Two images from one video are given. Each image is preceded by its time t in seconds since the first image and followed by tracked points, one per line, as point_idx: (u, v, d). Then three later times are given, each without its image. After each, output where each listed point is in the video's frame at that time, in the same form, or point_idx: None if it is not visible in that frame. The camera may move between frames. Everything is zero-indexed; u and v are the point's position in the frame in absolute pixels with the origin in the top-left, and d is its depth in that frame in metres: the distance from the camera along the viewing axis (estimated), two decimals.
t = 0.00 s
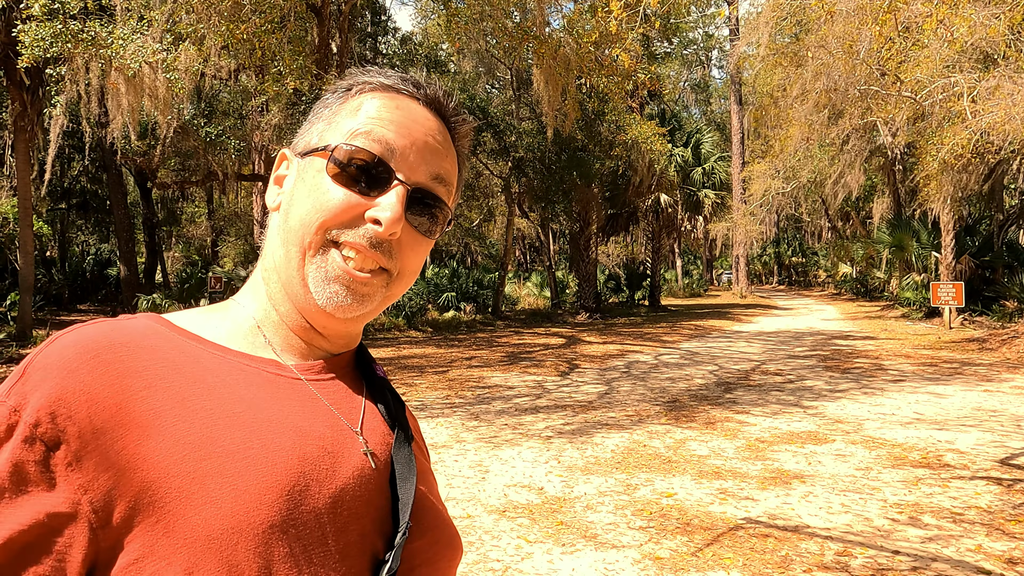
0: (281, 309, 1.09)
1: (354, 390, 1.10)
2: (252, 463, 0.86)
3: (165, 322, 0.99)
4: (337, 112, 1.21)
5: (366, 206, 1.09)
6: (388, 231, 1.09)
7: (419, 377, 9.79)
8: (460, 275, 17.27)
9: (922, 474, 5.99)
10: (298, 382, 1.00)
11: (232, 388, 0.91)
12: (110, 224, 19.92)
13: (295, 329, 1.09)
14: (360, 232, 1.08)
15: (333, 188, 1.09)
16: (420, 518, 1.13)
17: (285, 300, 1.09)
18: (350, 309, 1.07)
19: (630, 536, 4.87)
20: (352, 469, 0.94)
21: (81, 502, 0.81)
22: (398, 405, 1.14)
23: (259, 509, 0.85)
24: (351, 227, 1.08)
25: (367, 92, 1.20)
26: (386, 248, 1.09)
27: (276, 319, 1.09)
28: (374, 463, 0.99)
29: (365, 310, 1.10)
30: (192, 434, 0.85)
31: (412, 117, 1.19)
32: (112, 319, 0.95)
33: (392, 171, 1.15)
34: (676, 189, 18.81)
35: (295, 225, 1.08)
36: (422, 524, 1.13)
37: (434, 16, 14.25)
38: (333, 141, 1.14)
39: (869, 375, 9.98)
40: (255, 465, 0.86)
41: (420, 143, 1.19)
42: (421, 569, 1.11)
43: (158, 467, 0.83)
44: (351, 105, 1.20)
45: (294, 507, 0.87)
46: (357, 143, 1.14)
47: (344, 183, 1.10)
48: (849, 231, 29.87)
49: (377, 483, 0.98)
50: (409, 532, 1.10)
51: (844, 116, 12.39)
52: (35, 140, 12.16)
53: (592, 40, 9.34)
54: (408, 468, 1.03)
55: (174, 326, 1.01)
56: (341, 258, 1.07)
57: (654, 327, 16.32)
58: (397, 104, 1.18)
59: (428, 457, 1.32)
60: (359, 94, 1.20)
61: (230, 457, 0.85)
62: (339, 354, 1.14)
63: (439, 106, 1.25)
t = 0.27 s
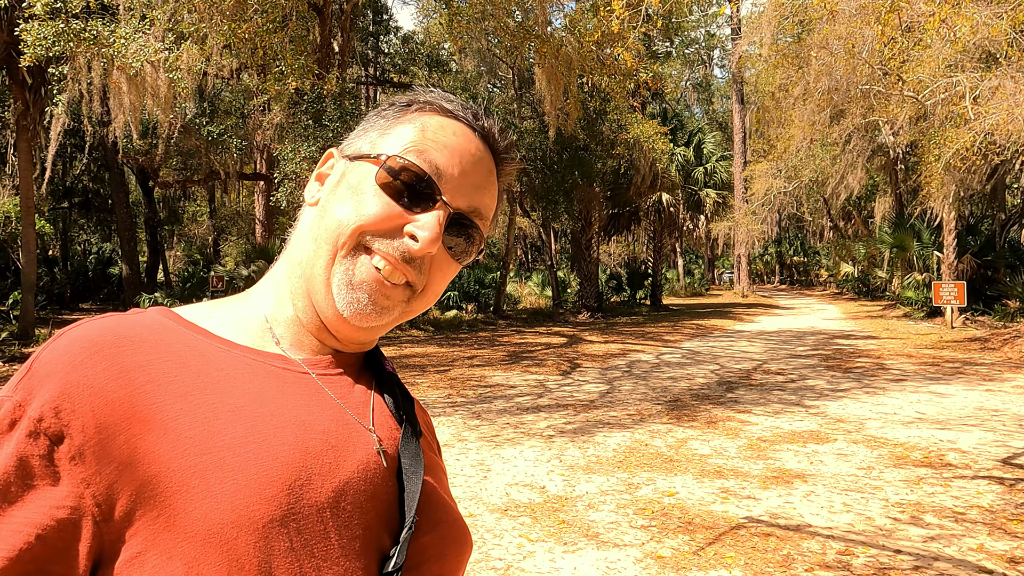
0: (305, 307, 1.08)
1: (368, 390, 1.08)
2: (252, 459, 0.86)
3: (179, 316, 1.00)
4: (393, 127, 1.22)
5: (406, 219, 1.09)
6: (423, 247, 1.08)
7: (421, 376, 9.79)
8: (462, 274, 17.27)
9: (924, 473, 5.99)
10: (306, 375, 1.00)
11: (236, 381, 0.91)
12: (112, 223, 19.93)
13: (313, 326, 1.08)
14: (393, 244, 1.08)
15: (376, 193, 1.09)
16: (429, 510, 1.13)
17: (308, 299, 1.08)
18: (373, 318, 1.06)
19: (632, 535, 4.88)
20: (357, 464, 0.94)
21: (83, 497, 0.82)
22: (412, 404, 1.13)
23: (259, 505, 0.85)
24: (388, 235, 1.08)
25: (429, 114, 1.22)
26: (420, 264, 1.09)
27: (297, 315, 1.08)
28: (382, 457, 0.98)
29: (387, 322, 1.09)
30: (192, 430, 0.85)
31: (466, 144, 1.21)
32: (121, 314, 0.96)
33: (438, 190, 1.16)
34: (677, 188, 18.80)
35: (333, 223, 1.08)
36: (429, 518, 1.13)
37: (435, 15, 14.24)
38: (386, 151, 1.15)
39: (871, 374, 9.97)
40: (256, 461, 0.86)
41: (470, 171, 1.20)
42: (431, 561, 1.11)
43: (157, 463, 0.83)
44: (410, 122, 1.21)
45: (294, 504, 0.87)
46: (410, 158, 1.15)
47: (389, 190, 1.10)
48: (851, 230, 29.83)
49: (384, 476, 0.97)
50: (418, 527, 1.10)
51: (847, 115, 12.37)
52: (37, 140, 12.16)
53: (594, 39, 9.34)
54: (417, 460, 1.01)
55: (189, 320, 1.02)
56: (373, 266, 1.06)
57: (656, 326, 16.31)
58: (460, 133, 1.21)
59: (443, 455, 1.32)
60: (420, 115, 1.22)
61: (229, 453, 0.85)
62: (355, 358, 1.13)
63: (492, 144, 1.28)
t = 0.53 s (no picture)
0: (307, 305, 1.08)
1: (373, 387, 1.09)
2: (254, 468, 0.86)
3: (182, 319, 1.01)
4: (380, 113, 1.18)
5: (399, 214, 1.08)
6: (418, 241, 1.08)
7: (424, 375, 9.80)
8: (465, 273, 17.26)
9: (928, 473, 5.97)
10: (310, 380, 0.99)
11: (238, 388, 0.91)
12: (116, 222, 19.97)
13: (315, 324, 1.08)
14: (391, 238, 1.07)
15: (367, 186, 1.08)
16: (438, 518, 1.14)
17: (308, 297, 1.08)
18: (375, 314, 1.06)
19: (634, 535, 4.88)
20: (362, 471, 0.94)
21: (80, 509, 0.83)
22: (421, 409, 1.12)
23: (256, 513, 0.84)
24: (383, 231, 1.07)
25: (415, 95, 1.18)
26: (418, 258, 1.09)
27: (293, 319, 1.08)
28: (388, 466, 0.98)
29: (390, 317, 1.09)
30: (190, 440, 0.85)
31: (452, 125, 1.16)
32: (125, 318, 0.96)
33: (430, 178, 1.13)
34: (681, 188, 18.76)
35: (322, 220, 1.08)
36: (438, 523, 1.13)
37: (438, 15, 14.21)
38: (373, 142, 1.13)
39: (875, 374, 9.94)
40: (255, 470, 0.86)
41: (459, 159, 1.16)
42: (438, 569, 1.11)
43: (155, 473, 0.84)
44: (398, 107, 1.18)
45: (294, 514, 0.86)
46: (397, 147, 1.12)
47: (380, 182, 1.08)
48: (855, 230, 29.75)
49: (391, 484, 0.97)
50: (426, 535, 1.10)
51: (851, 115, 12.32)
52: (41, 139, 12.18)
53: (597, 38, 9.32)
54: (424, 465, 1.01)
55: (190, 321, 1.02)
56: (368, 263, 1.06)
57: (659, 325, 16.29)
58: (446, 114, 1.16)
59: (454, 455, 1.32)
60: (406, 94, 1.18)
61: (228, 463, 0.85)
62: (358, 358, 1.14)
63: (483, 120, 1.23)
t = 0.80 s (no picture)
0: (308, 299, 1.08)
1: (374, 383, 1.10)
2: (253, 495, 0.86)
3: (175, 322, 0.99)
4: (372, 90, 1.14)
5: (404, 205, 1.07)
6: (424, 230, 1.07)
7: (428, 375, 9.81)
8: (469, 273, 17.27)
9: (932, 474, 5.96)
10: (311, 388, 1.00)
11: (237, 407, 0.91)
12: (120, 223, 20.02)
13: (314, 320, 1.08)
14: (395, 229, 1.07)
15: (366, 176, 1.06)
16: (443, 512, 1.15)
17: (307, 291, 1.08)
18: (379, 306, 1.07)
19: (637, 535, 4.88)
20: (365, 485, 0.96)
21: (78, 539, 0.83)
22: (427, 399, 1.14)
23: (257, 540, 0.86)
24: (387, 223, 1.06)
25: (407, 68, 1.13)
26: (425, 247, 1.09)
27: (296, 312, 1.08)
28: (392, 473, 1.00)
29: (397, 306, 1.10)
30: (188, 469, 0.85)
31: (449, 100, 1.13)
32: (117, 329, 0.95)
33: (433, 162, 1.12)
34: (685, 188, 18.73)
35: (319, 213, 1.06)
36: (441, 526, 1.14)
37: (442, 15, 14.21)
38: (368, 126, 1.10)
39: (879, 375, 9.91)
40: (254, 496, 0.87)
41: (462, 136, 1.14)
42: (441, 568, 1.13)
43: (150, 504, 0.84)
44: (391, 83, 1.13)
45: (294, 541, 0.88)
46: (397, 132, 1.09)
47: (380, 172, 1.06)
48: (860, 229, 29.67)
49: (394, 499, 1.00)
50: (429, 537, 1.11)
51: (855, 114, 12.28)
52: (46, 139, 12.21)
53: (601, 38, 9.30)
54: (429, 468, 1.03)
55: (183, 323, 1.01)
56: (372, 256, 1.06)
57: (663, 326, 16.26)
58: (443, 88, 1.12)
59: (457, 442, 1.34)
60: (400, 67, 1.13)
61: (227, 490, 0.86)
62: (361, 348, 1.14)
63: (480, 88, 1.20)
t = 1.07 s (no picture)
0: (291, 297, 1.08)
1: (361, 379, 1.16)
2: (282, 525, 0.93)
3: (155, 337, 0.96)
4: (350, 65, 1.05)
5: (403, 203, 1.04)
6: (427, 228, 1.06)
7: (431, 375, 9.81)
8: (472, 273, 17.28)
9: (936, 474, 5.95)
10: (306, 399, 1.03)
11: (248, 439, 0.95)
12: (124, 222, 20.06)
13: (300, 323, 1.09)
14: (392, 227, 1.04)
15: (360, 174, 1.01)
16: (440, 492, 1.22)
17: (291, 291, 1.07)
18: (369, 307, 1.07)
19: (640, 535, 4.89)
20: (372, 492, 1.05)
21: None
22: (407, 383, 1.21)
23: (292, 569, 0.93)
24: (385, 223, 1.04)
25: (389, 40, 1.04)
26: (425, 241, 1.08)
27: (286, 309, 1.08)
28: (387, 475, 1.09)
29: (390, 302, 1.10)
30: (222, 510, 0.89)
31: (441, 73, 1.05)
32: (106, 359, 0.90)
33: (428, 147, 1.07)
34: (688, 188, 18.72)
35: (308, 213, 1.01)
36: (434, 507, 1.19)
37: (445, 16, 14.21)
38: (355, 113, 1.03)
39: (882, 374, 9.89)
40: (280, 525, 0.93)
41: (455, 116, 1.08)
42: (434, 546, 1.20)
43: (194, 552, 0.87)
44: (369, 58, 1.04)
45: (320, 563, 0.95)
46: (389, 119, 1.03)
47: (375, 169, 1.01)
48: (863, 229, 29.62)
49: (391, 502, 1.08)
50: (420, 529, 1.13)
51: (859, 114, 12.26)
52: (52, 140, 12.23)
53: (604, 38, 9.29)
54: (419, 468, 1.13)
55: (157, 332, 0.98)
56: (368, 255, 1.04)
57: (666, 326, 16.26)
58: (436, 63, 1.05)
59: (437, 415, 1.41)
60: (384, 36, 1.04)
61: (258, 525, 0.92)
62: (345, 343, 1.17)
63: (471, 53, 1.14)
